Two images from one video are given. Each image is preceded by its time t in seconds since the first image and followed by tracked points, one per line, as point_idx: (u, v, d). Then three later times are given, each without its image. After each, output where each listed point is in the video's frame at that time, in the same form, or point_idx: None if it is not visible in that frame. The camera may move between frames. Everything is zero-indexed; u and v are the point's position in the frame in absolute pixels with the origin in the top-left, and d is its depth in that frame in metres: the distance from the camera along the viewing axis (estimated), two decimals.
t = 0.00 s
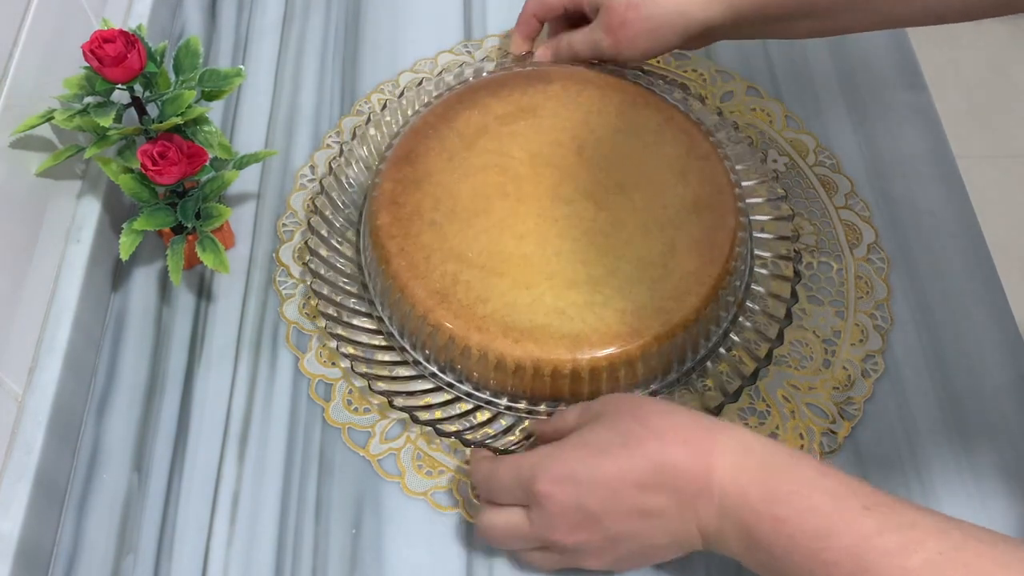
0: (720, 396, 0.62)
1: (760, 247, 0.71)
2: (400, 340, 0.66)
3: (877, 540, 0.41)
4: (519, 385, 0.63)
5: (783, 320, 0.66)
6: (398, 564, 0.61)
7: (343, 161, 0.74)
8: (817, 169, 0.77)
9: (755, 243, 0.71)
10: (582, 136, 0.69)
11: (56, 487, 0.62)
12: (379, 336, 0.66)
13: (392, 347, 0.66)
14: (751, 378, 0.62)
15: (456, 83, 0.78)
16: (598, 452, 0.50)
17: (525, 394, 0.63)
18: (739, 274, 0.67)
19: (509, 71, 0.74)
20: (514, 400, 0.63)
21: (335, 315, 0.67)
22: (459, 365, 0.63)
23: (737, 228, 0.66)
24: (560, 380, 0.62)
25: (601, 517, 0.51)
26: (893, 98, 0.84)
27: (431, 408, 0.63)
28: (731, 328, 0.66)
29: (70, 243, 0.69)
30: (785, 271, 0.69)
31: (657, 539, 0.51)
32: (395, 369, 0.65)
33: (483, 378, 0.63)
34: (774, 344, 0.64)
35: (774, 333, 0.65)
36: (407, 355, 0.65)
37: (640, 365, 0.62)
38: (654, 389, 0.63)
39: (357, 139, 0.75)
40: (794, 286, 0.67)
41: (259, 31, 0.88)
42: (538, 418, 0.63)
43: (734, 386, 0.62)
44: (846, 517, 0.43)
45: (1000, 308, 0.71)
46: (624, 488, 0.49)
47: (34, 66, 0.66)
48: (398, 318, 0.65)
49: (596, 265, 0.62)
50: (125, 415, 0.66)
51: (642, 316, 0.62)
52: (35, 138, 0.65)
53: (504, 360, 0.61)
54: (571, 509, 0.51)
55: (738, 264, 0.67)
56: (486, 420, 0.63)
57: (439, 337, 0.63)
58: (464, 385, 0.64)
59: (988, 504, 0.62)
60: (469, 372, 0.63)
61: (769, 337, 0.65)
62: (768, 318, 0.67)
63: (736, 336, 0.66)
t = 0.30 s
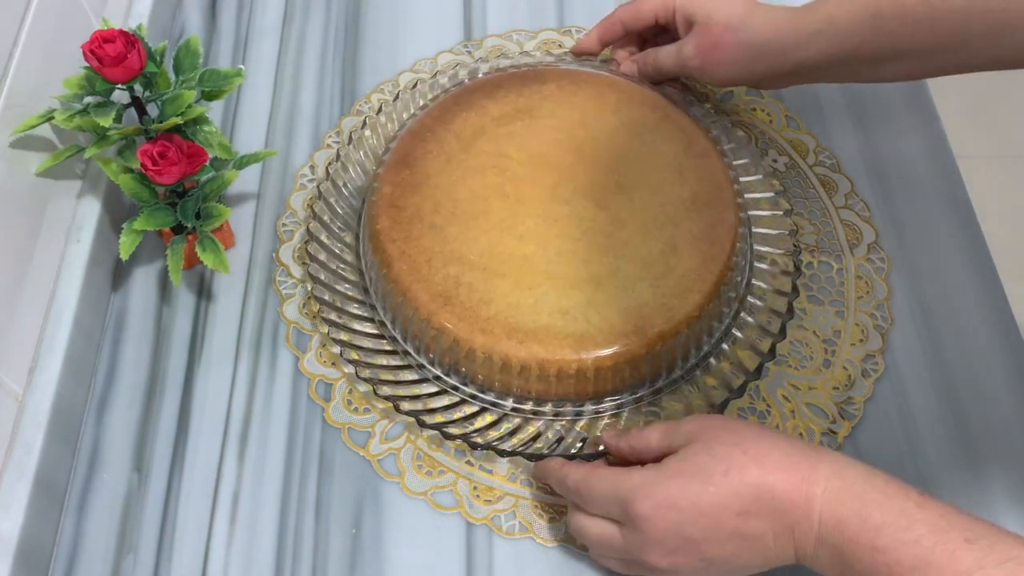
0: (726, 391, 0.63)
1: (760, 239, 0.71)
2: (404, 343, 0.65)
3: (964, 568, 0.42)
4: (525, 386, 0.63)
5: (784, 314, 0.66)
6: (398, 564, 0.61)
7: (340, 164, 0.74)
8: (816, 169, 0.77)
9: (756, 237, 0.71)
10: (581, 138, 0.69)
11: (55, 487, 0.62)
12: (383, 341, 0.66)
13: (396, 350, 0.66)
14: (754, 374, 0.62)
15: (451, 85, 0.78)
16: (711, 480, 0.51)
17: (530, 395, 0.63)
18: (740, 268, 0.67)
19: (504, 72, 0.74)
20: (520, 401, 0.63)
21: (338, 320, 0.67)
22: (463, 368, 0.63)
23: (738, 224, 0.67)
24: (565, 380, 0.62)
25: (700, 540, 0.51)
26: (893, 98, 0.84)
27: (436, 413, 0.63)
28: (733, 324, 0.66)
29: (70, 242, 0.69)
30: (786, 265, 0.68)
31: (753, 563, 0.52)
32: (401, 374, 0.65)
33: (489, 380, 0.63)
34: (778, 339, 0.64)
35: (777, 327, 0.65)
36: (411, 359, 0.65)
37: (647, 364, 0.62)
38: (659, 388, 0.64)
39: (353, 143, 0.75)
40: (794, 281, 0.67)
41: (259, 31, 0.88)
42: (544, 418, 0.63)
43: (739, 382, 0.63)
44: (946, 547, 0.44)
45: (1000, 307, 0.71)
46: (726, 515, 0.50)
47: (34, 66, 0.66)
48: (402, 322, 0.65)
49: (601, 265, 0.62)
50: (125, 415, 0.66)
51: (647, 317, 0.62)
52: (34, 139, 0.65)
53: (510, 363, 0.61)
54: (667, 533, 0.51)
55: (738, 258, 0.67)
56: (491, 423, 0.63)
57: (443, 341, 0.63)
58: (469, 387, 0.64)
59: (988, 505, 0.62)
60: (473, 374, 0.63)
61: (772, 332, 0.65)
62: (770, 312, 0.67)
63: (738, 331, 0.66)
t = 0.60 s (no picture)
0: (726, 390, 0.63)
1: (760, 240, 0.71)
2: (405, 344, 0.66)
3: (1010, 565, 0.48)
4: (527, 386, 0.63)
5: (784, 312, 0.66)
6: (398, 563, 0.61)
7: (339, 166, 0.74)
8: (817, 169, 0.78)
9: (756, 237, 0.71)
10: (581, 138, 0.69)
11: (55, 487, 0.62)
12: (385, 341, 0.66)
13: (398, 351, 0.66)
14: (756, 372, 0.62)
15: (450, 85, 0.78)
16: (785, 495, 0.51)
17: (532, 395, 0.63)
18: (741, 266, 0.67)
19: (502, 72, 0.75)
20: (522, 401, 0.64)
21: (339, 322, 0.67)
22: (465, 368, 0.64)
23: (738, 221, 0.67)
24: (567, 380, 0.62)
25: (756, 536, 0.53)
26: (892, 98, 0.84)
27: (437, 413, 0.63)
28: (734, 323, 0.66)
29: (70, 242, 0.69)
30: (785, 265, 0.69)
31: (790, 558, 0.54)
32: (402, 375, 0.65)
33: (490, 381, 0.63)
34: (778, 338, 0.64)
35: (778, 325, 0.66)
36: (412, 360, 0.65)
37: (648, 363, 0.63)
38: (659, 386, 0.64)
39: (352, 144, 0.75)
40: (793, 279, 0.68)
41: (259, 31, 0.88)
42: (545, 418, 0.63)
43: (739, 382, 0.63)
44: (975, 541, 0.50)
45: (1000, 307, 0.71)
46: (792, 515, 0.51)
47: (34, 66, 0.66)
48: (402, 323, 0.65)
49: (601, 265, 0.62)
50: (125, 415, 0.66)
51: (647, 315, 0.62)
52: (35, 139, 0.65)
53: (512, 362, 0.61)
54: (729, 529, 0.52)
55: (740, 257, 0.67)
56: (492, 424, 0.63)
57: (445, 342, 0.63)
58: (470, 388, 0.64)
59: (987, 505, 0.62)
60: (475, 375, 0.64)
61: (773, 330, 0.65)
62: (770, 311, 0.67)
63: (739, 330, 0.66)
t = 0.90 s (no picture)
0: (725, 391, 0.63)
1: (760, 242, 0.71)
2: (405, 344, 0.66)
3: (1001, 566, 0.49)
4: (527, 386, 0.63)
5: (784, 312, 0.66)
6: (397, 563, 0.61)
7: (339, 166, 0.74)
8: (816, 169, 0.78)
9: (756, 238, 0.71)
10: (580, 138, 0.69)
11: (55, 487, 0.62)
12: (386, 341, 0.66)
13: (398, 351, 0.66)
14: (756, 373, 0.62)
15: (450, 86, 0.78)
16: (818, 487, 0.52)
17: (532, 396, 0.63)
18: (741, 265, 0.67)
19: (502, 72, 0.75)
20: (522, 402, 0.64)
21: (339, 322, 0.67)
22: (465, 368, 0.64)
23: (738, 221, 0.67)
24: (567, 380, 0.62)
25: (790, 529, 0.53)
26: (891, 98, 0.84)
27: (437, 413, 0.63)
28: (733, 323, 0.67)
29: (70, 243, 0.69)
30: (784, 265, 0.69)
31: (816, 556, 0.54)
32: (402, 375, 0.65)
33: (490, 381, 0.63)
34: (778, 338, 0.65)
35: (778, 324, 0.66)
36: (412, 360, 0.65)
37: (648, 363, 0.63)
38: (659, 386, 0.64)
39: (352, 144, 0.75)
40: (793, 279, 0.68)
41: (259, 32, 0.88)
42: (545, 418, 0.63)
43: (739, 382, 0.63)
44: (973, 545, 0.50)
45: (999, 306, 0.71)
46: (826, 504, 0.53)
47: (33, 66, 0.66)
48: (403, 323, 0.65)
49: (601, 265, 0.62)
50: (125, 415, 0.66)
51: (647, 315, 0.62)
52: (34, 139, 0.65)
53: (512, 362, 0.61)
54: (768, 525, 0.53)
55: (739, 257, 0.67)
56: (492, 424, 0.63)
57: (445, 342, 0.63)
58: (470, 388, 0.64)
59: (987, 505, 0.62)
60: (475, 375, 0.64)
61: (773, 330, 0.66)
62: (771, 310, 0.67)
63: (739, 330, 0.66)
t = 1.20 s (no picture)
0: (725, 391, 0.63)
1: (760, 242, 0.71)
2: (405, 344, 0.66)
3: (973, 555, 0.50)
4: (527, 387, 0.63)
5: (784, 312, 0.66)
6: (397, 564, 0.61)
7: (340, 166, 0.74)
8: (816, 169, 0.78)
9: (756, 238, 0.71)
10: (580, 138, 0.69)
11: (55, 487, 0.62)
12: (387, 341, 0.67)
13: (398, 351, 0.66)
14: (756, 373, 0.62)
15: (450, 86, 0.78)
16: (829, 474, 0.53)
17: (532, 396, 0.63)
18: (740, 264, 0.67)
19: (502, 72, 0.75)
20: (522, 401, 0.64)
21: (339, 322, 0.67)
22: (465, 369, 0.64)
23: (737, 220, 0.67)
24: (567, 380, 0.62)
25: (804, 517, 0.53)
26: (891, 97, 0.84)
27: (437, 413, 0.63)
28: (733, 323, 0.67)
29: (71, 243, 0.69)
30: (784, 265, 0.69)
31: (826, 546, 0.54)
32: (402, 375, 0.65)
33: (489, 381, 0.63)
34: (778, 338, 0.65)
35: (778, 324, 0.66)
36: (412, 360, 0.65)
37: (648, 363, 0.63)
38: (659, 386, 0.64)
39: (352, 144, 0.75)
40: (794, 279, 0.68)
41: (259, 32, 0.88)
42: (544, 418, 0.63)
43: (739, 382, 0.63)
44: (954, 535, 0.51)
45: (998, 306, 0.71)
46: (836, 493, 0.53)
47: (33, 66, 0.66)
48: (403, 323, 0.65)
49: (601, 265, 0.62)
50: (125, 415, 0.66)
51: (647, 315, 0.62)
52: (34, 139, 0.65)
53: (512, 362, 0.61)
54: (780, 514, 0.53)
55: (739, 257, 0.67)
56: (492, 424, 0.63)
57: (445, 341, 0.63)
58: (470, 388, 0.64)
59: (986, 505, 0.62)
60: (475, 375, 0.64)
61: (773, 330, 0.66)
62: (770, 309, 0.67)
63: (739, 329, 0.66)
